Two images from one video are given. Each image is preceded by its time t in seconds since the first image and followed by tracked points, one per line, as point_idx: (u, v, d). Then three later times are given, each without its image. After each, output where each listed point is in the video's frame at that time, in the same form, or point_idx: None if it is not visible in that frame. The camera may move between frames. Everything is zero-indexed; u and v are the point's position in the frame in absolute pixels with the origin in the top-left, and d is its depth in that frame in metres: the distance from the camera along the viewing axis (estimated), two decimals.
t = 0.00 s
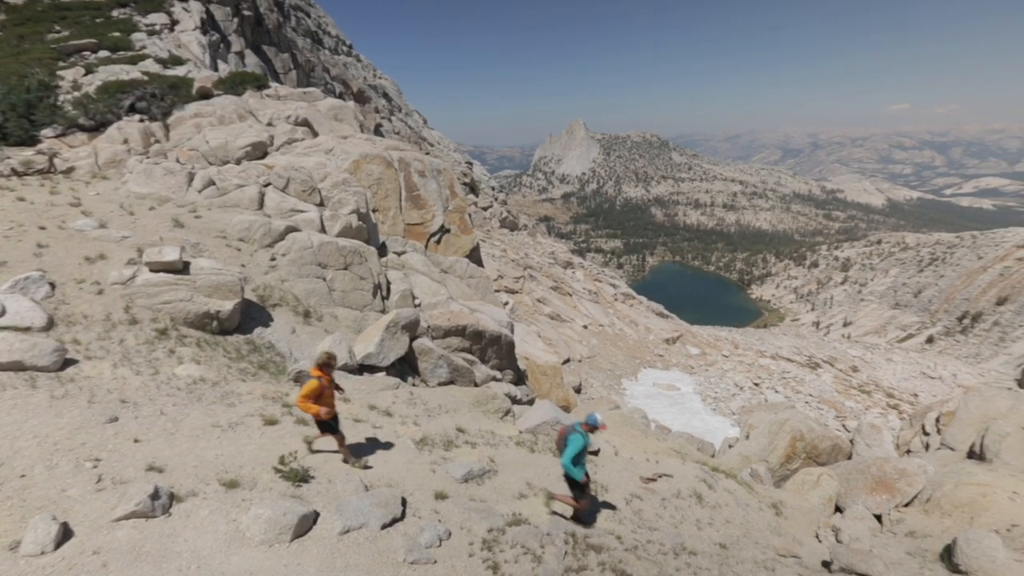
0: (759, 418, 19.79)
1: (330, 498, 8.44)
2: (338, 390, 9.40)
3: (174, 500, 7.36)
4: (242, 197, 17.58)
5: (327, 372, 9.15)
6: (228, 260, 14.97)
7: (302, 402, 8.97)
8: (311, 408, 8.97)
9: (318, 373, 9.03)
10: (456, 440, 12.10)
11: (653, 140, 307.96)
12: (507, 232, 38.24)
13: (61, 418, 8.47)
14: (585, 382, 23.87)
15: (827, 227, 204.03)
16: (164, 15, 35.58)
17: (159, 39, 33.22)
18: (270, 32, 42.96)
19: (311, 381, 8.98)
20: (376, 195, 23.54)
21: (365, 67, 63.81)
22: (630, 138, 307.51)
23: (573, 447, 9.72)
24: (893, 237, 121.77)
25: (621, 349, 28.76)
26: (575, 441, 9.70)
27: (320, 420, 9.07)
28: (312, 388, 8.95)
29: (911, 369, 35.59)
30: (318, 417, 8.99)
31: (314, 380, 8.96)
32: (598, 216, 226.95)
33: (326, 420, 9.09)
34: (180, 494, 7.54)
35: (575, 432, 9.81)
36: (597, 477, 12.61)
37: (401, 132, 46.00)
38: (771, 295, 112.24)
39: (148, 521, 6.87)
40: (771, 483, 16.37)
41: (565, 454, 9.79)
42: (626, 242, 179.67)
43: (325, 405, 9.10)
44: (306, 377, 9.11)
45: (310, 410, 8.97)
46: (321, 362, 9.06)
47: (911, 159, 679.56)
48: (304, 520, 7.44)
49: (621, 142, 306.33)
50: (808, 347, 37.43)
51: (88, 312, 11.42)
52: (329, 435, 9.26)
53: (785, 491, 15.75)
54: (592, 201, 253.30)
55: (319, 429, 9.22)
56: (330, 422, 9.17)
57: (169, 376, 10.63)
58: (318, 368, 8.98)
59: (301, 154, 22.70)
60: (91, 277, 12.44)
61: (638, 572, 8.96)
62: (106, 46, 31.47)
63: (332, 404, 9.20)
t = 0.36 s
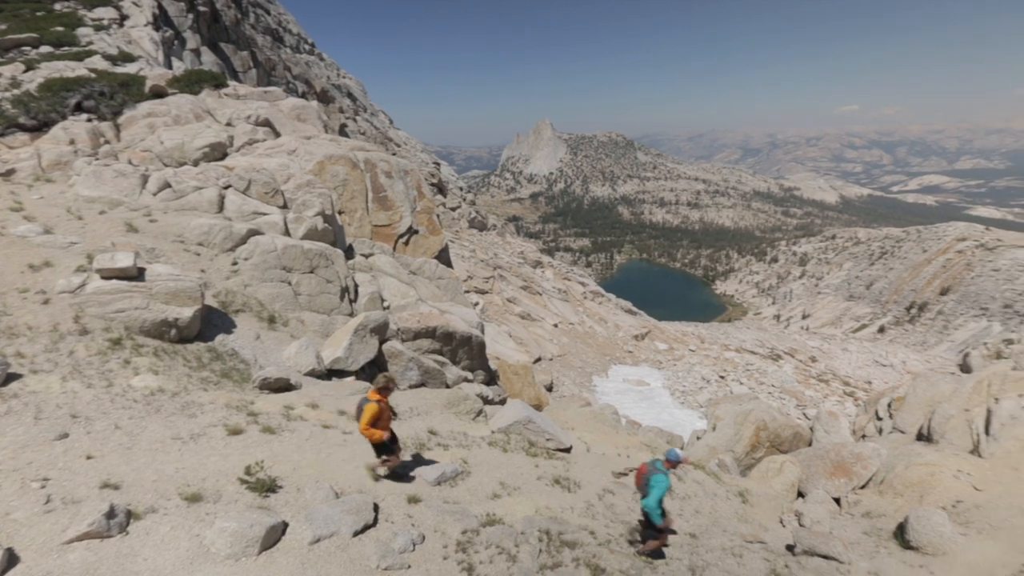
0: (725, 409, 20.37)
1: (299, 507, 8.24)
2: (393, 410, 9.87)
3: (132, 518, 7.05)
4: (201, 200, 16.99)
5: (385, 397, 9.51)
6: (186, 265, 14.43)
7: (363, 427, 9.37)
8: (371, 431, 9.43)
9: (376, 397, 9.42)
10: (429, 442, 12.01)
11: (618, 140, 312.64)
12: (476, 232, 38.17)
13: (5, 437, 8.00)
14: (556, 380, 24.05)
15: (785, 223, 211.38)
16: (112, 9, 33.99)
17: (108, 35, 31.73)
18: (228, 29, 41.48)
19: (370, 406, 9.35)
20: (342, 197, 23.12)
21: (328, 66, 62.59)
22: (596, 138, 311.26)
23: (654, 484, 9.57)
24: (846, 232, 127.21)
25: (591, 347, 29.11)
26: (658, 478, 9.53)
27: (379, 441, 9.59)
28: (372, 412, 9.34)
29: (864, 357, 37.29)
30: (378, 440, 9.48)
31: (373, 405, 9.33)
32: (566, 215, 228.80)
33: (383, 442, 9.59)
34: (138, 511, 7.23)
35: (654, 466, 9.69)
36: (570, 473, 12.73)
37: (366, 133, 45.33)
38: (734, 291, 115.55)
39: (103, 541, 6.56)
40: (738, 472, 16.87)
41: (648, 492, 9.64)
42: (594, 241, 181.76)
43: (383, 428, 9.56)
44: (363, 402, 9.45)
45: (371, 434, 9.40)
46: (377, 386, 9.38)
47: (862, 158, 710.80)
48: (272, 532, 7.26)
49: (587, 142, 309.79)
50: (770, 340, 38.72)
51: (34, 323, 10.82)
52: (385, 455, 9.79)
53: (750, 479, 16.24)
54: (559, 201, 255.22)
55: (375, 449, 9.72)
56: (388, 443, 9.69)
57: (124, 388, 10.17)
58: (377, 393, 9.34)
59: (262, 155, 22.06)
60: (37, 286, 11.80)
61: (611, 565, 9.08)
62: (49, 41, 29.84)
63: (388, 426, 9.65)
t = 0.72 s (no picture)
0: (689, 401, 20.94)
1: (263, 520, 7.98)
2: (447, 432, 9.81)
3: (79, 541, 6.66)
4: (150, 204, 16.22)
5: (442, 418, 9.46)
6: (135, 272, 13.74)
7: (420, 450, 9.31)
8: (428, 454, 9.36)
9: (434, 419, 9.36)
10: (397, 447, 11.85)
11: (581, 140, 316.39)
12: (441, 233, 37.92)
13: None
14: (525, 379, 24.16)
15: (741, 220, 218.55)
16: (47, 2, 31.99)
17: (43, 29, 29.85)
18: (177, 25, 39.64)
19: (428, 428, 9.29)
20: (302, 199, 22.53)
21: (285, 65, 60.91)
22: (559, 138, 314.30)
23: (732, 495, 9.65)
24: (798, 228, 132.77)
25: (558, 345, 29.37)
26: (740, 490, 9.52)
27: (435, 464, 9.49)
28: (430, 434, 9.30)
29: (817, 347, 39.02)
30: (434, 463, 9.41)
31: (431, 427, 9.29)
32: (531, 215, 229.99)
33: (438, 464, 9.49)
34: (87, 534, 6.83)
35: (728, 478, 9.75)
36: (541, 471, 12.81)
37: (326, 133, 44.32)
38: (695, 286, 118.72)
39: (48, 568, 6.15)
40: (702, 462, 17.35)
41: (728, 504, 9.66)
42: (559, 240, 183.34)
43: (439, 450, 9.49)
44: (420, 424, 9.38)
45: (428, 457, 9.35)
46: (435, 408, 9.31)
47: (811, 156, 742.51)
48: (234, 547, 7.00)
49: (550, 142, 312.59)
50: (730, 333, 39.99)
51: None
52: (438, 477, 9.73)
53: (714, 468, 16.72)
54: (524, 200, 256.22)
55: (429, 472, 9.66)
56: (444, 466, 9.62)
57: (69, 404, 9.60)
58: (435, 415, 9.28)
59: (216, 156, 21.24)
60: None
61: (583, 560, 9.17)
62: None
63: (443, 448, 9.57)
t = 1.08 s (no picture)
0: (654, 395, 21.42)
1: (224, 535, 7.70)
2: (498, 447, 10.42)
3: (21, 570, 6.25)
4: (94, 208, 15.38)
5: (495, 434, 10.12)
6: (79, 281, 13.01)
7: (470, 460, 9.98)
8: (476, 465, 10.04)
9: (486, 433, 10.01)
10: (365, 453, 11.68)
11: (544, 141, 318.59)
12: (405, 235, 37.50)
13: None
14: (493, 379, 24.16)
15: (699, 217, 224.80)
16: None
17: None
18: (120, 19, 37.62)
19: (480, 440, 9.94)
20: (260, 201, 21.84)
21: (238, 63, 58.83)
22: (522, 139, 315.58)
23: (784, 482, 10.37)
24: (753, 224, 137.75)
25: (526, 344, 29.52)
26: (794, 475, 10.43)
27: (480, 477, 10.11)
28: (480, 446, 9.95)
29: (773, 338, 40.59)
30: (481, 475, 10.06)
31: (484, 441, 9.93)
32: (496, 215, 230.04)
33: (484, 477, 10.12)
34: (29, 561, 6.42)
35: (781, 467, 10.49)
36: (510, 471, 12.86)
37: (284, 133, 43.10)
38: (658, 283, 121.41)
39: None
40: (668, 454, 17.79)
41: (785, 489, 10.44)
42: (524, 239, 184.12)
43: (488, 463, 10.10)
44: (472, 437, 10.06)
45: (476, 468, 9.99)
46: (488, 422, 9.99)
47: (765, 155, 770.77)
48: (193, 565, 6.72)
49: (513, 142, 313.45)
50: (692, 327, 41.12)
51: None
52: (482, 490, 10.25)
53: (679, 459, 17.17)
54: (489, 201, 255.93)
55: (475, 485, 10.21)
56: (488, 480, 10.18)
57: (7, 424, 9.01)
58: (487, 429, 9.94)
59: (166, 158, 20.31)
60: None
61: (554, 557, 9.23)
62: None
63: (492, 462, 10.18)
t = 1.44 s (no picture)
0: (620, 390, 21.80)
1: (182, 553, 7.37)
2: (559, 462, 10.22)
3: None
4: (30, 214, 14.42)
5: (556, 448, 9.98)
6: (14, 291, 12.17)
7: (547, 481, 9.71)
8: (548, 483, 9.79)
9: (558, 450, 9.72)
10: (330, 460, 11.43)
11: (506, 141, 319.19)
12: (368, 237, 36.85)
13: None
14: (460, 381, 24.05)
15: (660, 215, 230.05)
16: None
17: None
18: (55, 13, 35.42)
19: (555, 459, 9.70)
20: (214, 205, 21.02)
21: (187, 60, 56.41)
22: (485, 139, 315.30)
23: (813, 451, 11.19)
24: (711, 221, 142.00)
25: (493, 344, 29.52)
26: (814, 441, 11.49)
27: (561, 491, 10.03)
28: (555, 466, 9.69)
29: (732, 331, 41.99)
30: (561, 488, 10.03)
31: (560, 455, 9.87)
32: (460, 215, 228.87)
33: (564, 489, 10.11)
34: None
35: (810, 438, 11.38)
36: (480, 471, 12.84)
37: (238, 134, 41.62)
38: (621, 280, 123.59)
39: None
40: (635, 447, 18.15)
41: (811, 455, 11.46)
42: (489, 240, 183.98)
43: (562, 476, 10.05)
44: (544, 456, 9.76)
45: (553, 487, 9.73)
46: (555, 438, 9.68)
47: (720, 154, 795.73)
48: None
49: (476, 142, 312.78)
50: (655, 323, 42.06)
51: None
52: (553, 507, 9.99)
53: (646, 452, 17.53)
54: (452, 201, 254.44)
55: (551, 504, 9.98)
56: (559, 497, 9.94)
57: None
58: (559, 447, 9.66)
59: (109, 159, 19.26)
60: None
61: (525, 555, 9.25)
62: None
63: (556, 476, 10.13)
